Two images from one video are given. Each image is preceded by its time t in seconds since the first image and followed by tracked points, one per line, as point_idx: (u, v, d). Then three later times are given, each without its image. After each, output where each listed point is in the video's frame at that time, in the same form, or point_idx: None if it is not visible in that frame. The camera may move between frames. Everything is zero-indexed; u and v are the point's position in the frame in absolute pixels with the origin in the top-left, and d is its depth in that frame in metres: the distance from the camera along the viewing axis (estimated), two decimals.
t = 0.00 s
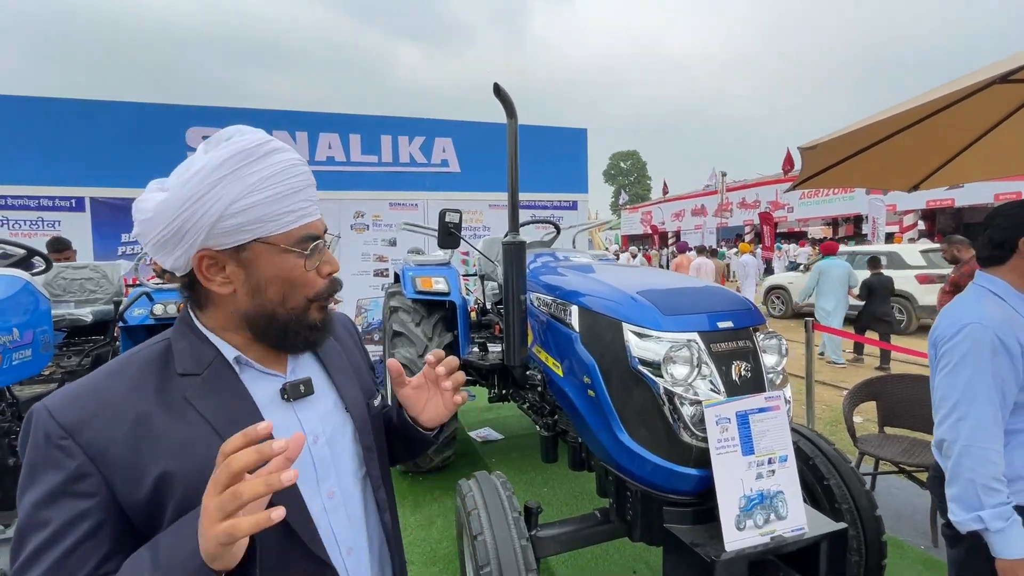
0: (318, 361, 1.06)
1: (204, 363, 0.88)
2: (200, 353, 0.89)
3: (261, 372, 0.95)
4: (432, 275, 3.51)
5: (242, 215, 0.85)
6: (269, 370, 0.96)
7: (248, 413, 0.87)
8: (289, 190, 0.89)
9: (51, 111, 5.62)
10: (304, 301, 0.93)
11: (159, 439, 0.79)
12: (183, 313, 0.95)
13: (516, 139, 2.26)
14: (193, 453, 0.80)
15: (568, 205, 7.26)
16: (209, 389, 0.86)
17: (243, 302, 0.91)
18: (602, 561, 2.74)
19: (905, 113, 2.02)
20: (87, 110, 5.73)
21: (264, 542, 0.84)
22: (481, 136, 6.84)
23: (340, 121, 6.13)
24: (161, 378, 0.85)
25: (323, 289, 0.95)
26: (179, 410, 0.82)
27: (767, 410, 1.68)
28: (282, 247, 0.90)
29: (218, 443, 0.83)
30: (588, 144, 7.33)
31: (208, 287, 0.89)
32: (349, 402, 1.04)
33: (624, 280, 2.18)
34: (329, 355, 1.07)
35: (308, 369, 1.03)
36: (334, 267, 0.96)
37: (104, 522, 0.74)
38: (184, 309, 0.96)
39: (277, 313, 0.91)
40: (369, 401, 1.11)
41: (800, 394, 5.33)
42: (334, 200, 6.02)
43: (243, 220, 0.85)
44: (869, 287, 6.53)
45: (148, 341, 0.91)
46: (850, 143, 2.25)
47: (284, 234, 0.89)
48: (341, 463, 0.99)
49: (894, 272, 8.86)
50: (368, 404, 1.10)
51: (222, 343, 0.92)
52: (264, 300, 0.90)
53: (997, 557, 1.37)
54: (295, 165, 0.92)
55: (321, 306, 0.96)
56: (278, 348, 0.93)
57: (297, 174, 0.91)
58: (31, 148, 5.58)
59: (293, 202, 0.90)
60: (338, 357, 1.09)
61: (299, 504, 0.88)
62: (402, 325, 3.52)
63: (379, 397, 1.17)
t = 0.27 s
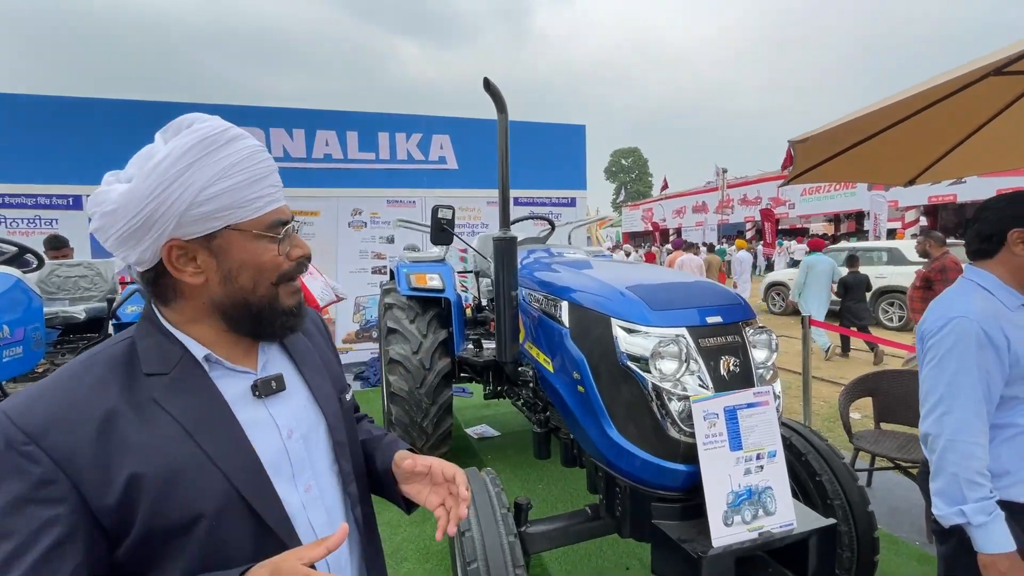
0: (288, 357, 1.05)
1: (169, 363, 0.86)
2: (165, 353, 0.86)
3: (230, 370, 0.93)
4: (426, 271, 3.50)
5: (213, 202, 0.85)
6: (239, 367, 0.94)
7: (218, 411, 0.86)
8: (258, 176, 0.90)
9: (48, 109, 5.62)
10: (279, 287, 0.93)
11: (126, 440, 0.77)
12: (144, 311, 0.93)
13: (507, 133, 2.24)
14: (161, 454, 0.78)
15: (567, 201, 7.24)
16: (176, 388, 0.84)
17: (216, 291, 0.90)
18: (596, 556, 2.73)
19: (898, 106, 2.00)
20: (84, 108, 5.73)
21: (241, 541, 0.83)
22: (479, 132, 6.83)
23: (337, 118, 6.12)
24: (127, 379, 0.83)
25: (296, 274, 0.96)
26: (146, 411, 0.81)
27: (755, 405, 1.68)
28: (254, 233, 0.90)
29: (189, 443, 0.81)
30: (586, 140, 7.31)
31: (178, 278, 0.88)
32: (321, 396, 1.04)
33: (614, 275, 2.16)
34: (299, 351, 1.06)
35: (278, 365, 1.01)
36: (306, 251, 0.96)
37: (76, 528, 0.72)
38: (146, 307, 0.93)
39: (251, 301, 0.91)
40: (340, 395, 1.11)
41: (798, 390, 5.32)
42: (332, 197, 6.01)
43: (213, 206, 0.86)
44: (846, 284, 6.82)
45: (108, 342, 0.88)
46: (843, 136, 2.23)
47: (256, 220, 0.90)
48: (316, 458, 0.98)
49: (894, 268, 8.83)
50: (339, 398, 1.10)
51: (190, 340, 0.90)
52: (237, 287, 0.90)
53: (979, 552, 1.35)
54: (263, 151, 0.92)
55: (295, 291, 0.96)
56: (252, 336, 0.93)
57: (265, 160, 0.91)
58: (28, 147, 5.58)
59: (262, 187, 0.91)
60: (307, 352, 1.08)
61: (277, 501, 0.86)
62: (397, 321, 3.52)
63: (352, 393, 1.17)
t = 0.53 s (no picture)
0: (251, 352, 1.02)
1: (116, 361, 0.83)
2: (111, 350, 0.83)
3: (183, 367, 0.90)
4: (419, 266, 3.46)
5: (158, 182, 0.84)
6: (193, 364, 0.91)
7: (167, 411, 0.82)
8: (204, 155, 0.88)
9: (39, 104, 5.57)
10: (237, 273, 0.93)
11: (64, 443, 0.74)
12: (90, 304, 0.89)
13: (496, 125, 2.20)
14: (103, 458, 0.75)
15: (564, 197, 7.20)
16: (121, 387, 0.81)
17: (166, 280, 0.89)
18: (588, 553, 2.71)
19: (892, 95, 1.97)
20: (75, 102, 5.67)
21: (191, 547, 0.80)
22: (475, 127, 6.78)
23: (332, 112, 6.07)
24: (67, 378, 0.79)
25: (252, 258, 0.95)
26: (87, 413, 0.77)
27: (746, 400, 1.64)
28: (206, 217, 0.89)
29: (132, 445, 0.78)
30: (583, 135, 7.26)
31: (124, 267, 0.86)
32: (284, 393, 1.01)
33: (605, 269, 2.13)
34: (260, 343, 1.03)
35: (238, 360, 0.98)
36: (262, 235, 0.96)
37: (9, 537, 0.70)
38: (93, 299, 0.90)
39: (208, 289, 0.90)
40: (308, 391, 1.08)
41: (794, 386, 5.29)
42: (326, 192, 5.97)
43: (157, 187, 0.84)
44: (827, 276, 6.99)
45: (52, 336, 0.85)
46: (838, 128, 2.21)
47: (206, 203, 0.89)
48: (278, 456, 0.95)
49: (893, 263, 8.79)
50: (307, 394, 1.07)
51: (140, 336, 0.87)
52: (190, 274, 0.89)
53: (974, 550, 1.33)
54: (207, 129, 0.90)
55: (251, 274, 0.96)
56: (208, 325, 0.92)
57: (210, 139, 0.90)
58: (19, 142, 5.53)
59: (210, 167, 0.89)
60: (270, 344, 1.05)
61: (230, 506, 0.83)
62: (389, 317, 3.49)
63: (322, 386, 1.14)
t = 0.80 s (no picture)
0: (195, 349, 0.97)
1: (25, 364, 0.77)
2: (22, 351, 0.77)
3: (109, 368, 0.85)
4: (408, 260, 3.40)
5: (43, 160, 0.77)
6: (122, 364, 0.86)
7: (84, 419, 0.77)
8: (97, 129, 0.81)
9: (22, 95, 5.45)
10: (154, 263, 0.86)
11: None
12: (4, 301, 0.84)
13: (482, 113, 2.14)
14: (4, 472, 0.69)
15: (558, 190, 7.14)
16: (31, 394, 0.75)
17: (70, 273, 0.83)
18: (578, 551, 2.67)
19: (887, 82, 1.93)
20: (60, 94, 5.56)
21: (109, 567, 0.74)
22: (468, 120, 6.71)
23: (323, 104, 5.98)
24: None
25: (171, 247, 0.88)
26: None
27: (736, 396, 1.60)
28: (110, 202, 0.83)
29: (40, 458, 0.72)
30: (578, 128, 7.19)
31: (17, 259, 0.80)
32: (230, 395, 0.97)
33: (594, 261, 2.08)
34: (207, 341, 0.99)
35: (178, 359, 0.94)
36: (186, 223, 0.91)
37: None
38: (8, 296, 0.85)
39: (122, 283, 0.84)
40: (263, 388, 1.05)
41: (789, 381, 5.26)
42: (317, 185, 5.89)
43: (41, 164, 0.78)
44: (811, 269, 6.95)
45: None
46: (832, 116, 2.16)
47: (107, 186, 0.82)
48: (219, 462, 0.91)
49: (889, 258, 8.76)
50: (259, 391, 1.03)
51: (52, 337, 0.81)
52: (98, 266, 0.83)
53: (973, 551, 1.29)
54: (108, 104, 0.84)
55: (171, 265, 0.89)
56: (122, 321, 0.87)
57: (107, 111, 0.83)
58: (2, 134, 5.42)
59: (109, 142, 0.83)
60: (218, 342, 1.00)
61: (155, 521, 0.78)
62: (377, 311, 3.44)
63: (278, 382, 1.10)
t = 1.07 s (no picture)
0: (143, 349, 0.87)
1: None
2: None
3: (36, 373, 0.78)
4: (396, 253, 3.35)
5: None
6: (49, 370, 0.79)
7: None
8: None
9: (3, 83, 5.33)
10: (24, 226, 0.73)
11: None
12: None
13: (469, 102, 2.09)
14: None
15: (551, 183, 7.10)
16: None
17: None
18: (566, 546, 2.65)
19: (877, 72, 1.91)
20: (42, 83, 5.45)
21: None
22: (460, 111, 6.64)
23: (312, 95, 5.90)
24: None
25: None
26: None
27: (725, 391, 1.57)
28: None
29: None
30: (571, 120, 7.14)
31: None
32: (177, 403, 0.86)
33: (583, 254, 2.04)
34: (152, 341, 0.87)
35: (119, 363, 0.84)
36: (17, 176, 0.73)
37: None
38: None
39: None
40: (220, 395, 0.91)
41: (780, 374, 5.26)
42: (307, 178, 5.81)
43: None
44: (791, 260, 6.99)
45: None
46: (822, 107, 2.14)
47: None
48: (161, 479, 0.83)
49: (881, 251, 8.77)
50: (217, 398, 0.91)
51: None
52: None
53: (961, 549, 1.27)
54: None
55: None
56: None
57: None
58: None
59: None
60: (167, 341, 0.88)
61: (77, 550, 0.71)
62: (365, 305, 3.41)
63: (245, 386, 0.96)
